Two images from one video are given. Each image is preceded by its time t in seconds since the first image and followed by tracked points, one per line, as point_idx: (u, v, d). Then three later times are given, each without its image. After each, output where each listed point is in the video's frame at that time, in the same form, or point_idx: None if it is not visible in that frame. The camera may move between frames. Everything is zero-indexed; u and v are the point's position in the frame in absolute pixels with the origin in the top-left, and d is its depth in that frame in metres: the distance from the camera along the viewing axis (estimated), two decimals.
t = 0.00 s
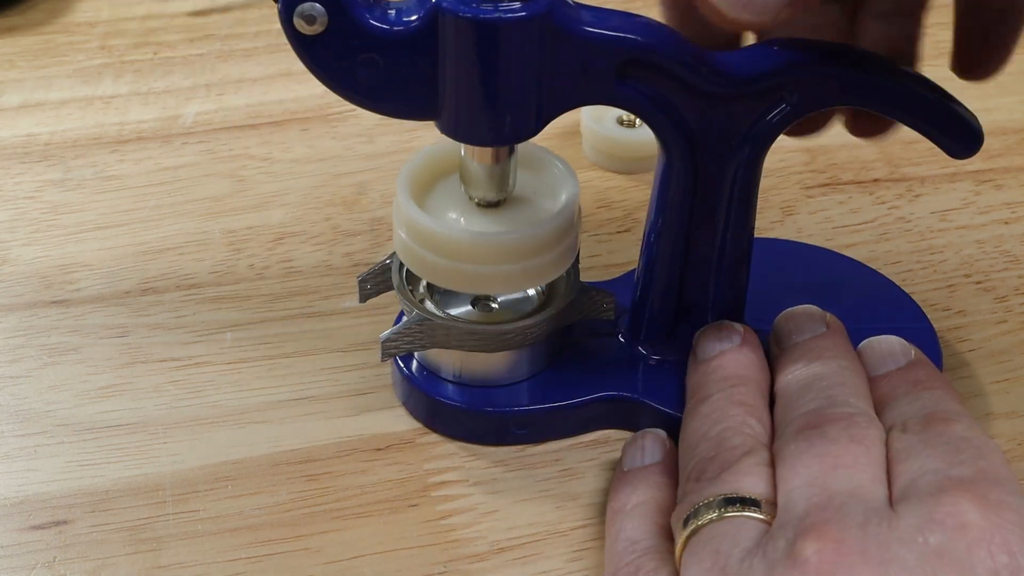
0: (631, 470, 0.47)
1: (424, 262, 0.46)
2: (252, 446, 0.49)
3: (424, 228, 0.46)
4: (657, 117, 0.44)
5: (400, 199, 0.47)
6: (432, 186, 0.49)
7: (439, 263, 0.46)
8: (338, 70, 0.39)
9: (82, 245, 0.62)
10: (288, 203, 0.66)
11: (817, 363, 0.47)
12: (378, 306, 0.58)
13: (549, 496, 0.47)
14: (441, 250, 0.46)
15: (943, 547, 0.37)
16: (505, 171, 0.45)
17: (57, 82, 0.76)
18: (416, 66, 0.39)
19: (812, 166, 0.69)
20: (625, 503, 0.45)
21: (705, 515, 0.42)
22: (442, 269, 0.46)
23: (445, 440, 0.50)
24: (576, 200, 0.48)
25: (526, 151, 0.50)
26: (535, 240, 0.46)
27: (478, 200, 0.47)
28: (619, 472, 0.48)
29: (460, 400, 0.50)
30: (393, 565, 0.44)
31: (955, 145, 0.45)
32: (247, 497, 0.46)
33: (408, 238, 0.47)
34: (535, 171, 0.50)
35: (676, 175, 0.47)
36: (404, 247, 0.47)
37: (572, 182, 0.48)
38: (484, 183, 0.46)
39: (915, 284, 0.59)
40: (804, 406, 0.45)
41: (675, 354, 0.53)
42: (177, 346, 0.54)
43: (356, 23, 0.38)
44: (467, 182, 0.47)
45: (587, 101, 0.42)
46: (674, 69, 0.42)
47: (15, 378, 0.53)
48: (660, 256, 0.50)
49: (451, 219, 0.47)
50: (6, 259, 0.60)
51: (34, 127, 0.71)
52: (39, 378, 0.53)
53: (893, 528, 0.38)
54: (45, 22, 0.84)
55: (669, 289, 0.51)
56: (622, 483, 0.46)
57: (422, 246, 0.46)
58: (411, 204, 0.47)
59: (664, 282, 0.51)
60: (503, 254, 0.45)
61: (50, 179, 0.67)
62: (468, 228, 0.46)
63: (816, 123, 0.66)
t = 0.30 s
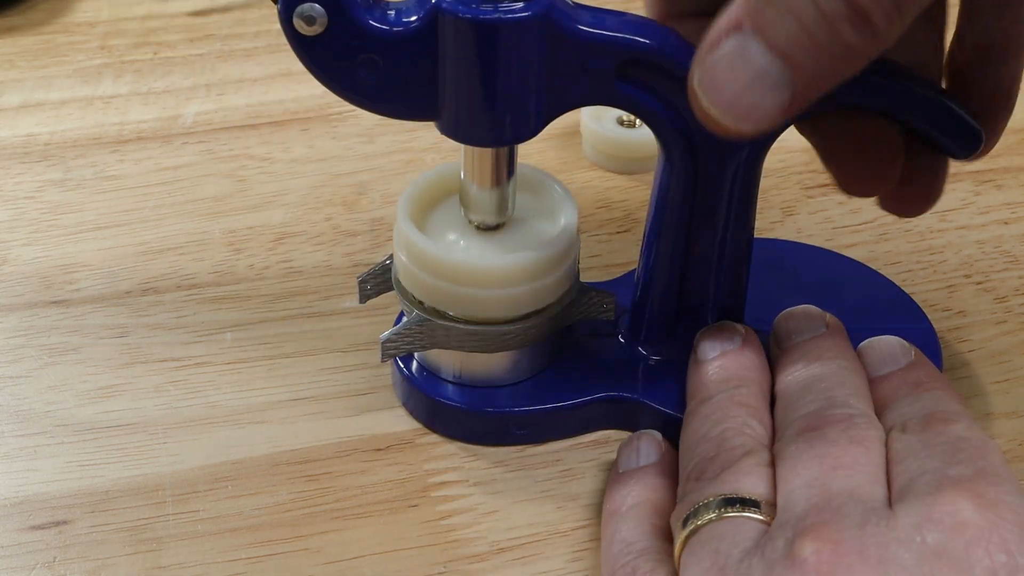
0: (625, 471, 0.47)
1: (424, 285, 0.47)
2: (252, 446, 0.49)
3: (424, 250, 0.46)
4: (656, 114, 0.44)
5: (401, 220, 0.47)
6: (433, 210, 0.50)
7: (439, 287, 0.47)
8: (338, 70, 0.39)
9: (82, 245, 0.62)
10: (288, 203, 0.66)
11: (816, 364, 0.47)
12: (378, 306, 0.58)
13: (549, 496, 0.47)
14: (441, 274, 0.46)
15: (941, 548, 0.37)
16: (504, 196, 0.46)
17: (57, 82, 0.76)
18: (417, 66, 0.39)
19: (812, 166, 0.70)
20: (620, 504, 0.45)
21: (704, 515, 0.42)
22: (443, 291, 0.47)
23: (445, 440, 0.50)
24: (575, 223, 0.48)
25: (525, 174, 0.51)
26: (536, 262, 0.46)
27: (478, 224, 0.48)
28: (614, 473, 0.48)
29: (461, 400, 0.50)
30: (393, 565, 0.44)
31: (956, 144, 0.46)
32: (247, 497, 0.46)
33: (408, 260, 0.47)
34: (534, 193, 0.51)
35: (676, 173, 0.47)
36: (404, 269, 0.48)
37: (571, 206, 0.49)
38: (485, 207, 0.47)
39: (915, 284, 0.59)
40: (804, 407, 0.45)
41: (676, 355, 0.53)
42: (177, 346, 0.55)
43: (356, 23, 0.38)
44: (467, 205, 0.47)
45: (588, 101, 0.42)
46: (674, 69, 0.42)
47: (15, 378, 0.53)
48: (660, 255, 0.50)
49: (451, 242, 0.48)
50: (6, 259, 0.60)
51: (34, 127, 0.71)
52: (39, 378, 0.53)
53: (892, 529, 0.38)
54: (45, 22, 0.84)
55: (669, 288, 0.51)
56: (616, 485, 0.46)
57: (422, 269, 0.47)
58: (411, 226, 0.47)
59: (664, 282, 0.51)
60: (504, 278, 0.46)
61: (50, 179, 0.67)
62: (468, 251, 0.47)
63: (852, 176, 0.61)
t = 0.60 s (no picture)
0: (622, 473, 0.47)
1: (424, 295, 0.47)
2: (252, 446, 0.49)
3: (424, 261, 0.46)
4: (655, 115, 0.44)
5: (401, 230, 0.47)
6: (433, 220, 0.50)
7: (439, 296, 0.47)
8: (339, 70, 0.39)
9: (82, 245, 0.62)
10: (288, 203, 0.66)
11: (817, 365, 0.47)
12: (378, 306, 0.58)
13: (549, 496, 0.47)
14: (441, 284, 0.46)
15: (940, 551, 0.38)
16: (504, 206, 0.46)
17: (57, 82, 0.76)
18: (417, 66, 0.39)
19: (812, 166, 0.70)
20: (616, 507, 0.45)
21: (703, 516, 0.42)
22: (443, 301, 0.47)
23: (444, 440, 0.50)
24: (575, 231, 0.49)
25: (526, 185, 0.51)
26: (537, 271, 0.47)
27: (478, 234, 0.48)
28: (610, 476, 0.47)
29: (460, 400, 0.50)
30: (393, 565, 0.44)
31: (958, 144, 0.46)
32: (246, 497, 0.46)
33: (409, 270, 0.47)
34: (532, 203, 0.51)
35: (676, 172, 0.47)
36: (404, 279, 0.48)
37: (570, 216, 0.49)
38: (484, 217, 0.47)
39: (915, 284, 0.59)
40: (805, 409, 0.45)
41: (676, 354, 0.53)
42: (177, 346, 0.54)
43: (357, 24, 0.38)
44: (466, 216, 0.47)
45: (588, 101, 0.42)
46: (673, 68, 0.42)
47: (15, 378, 0.53)
48: (660, 254, 0.50)
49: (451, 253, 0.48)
50: (6, 259, 0.60)
51: (34, 127, 0.71)
52: (39, 378, 0.53)
53: (891, 532, 0.38)
54: (45, 22, 0.84)
55: (669, 287, 0.51)
56: (613, 486, 0.46)
57: (422, 279, 0.47)
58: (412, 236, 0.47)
59: (664, 281, 0.51)
60: (504, 285, 0.46)
61: (50, 179, 0.67)
62: (468, 261, 0.47)
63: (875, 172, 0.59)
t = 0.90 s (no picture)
0: (620, 474, 0.47)
1: (425, 295, 0.47)
2: (253, 446, 0.49)
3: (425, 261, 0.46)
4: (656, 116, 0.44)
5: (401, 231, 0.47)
6: (432, 220, 0.50)
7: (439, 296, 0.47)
8: (338, 70, 0.39)
9: (82, 245, 0.62)
10: (287, 203, 0.66)
11: (817, 365, 0.47)
12: (378, 306, 0.58)
13: (549, 496, 0.47)
14: (441, 284, 0.46)
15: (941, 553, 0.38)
16: (504, 207, 0.46)
17: (57, 82, 0.76)
18: (417, 66, 0.39)
19: (812, 166, 0.70)
20: (615, 508, 0.45)
21: (704, 517, 0.42)
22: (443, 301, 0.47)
23: (444, 441, 0.50)
24: (575, 229, 0.49)
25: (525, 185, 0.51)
26: (539, 268, 0.47)
27: (478, 234, 0.48)
28: (609, 477, 0.47)
29: (460, 400, 0.50)
30: (393, 565, 0.44)
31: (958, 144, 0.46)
32: (246, 497, 0.46)
33: (409, 271, 0.47)
34: (533, 203, 0.51)
35: (676, 173, 0.47)
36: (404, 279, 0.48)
37: (570, 216, 0.49)
38: (484, 218, 0.47)
39: (915, 284, 0.59)
40: (805, 410, 0.45)
41: (676, 354, 0.53)
42: (177, 346, 0.55)
43: (356, 24, 0.38)
44: (466, 216, 0.47)
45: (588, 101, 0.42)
46: (673, 69, 0.42)
47: (15, 378, 0.53)
48: (660, 254, 0.50)
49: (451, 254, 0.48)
50: (5, 259, 0.60)
51: (34, 127, 0.71)
52: (39, 378, 0.53)
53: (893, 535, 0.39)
54: (45, 22, 0.84)
55: (669, 287, 0.51)
56: (612, 487, 0.46)
57: (422, 279, 0.47)
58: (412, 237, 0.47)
59: (663, 282, 0.51)
60: (505, 284, 0.46)
61: (50, 179, 0.67)
62: (468, 262, 0.47)
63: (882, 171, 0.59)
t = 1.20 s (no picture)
0: (620, 475, 0.47)
1: (425, 294, 0.47)
2: (253, 446, 0.49)
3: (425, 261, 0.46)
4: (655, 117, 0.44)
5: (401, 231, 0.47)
6: (432, 219, 0.50)
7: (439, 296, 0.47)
8: (338, 70, 0.39)
9: (82, 245, 0.61)
10: (288, 203, 0.66)
11: (817, 365, 0.47)
12: (378, 306, 0.58)
13: (549, 496, 0.47)
14: (441, 284, 0.46)
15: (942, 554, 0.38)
16: (504, 206, 0.46)
17: (57, 82, 0.76)
18: (417, 67, 0.39)
19: (812, 166, 0.70)
20: (614, 509, 0.45)
21: (704, 518, 0.42)
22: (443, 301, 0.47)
23: (443, 441, 0.50)
24: (575, 229, 0.49)
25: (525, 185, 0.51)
26: (539, 268, 0.47)
27: (478, 234, 0.48)
28: (608, 478, 0.47)
29: (460, 400, 0.49)
30: (393, 565, 0.44)
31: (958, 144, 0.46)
32: (247, 497, 0.46)
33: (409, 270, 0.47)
34: (533, 203, 0.51)
35: (676, 173, 0.47)
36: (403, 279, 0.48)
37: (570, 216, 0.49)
38: (484, 217, 0.47)
39: (915, 284, 0.59)
40: (806, 410, 0.45)
41: (675, 354, 0.53)
42: (177, 346, 0.54)
43: (356, 23, 0.38)
44: (466, 215, 0.47)
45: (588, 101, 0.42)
46: (672, 69, 0.42)
47: (15, 378, 0.53)
48: (660, 255, 0.50)
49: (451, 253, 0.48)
50: (5, 259, 0.60)
51: (34, 127, 0.71)
52: (39, 378, 0.53)
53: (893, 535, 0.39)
54: (45, 21, 0.84)
55: (669, 287, 0.51)
56: (611, 488, 0.46)
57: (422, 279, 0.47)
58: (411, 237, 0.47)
59: (663, 282, 0.51)
60: (506, 284, 0.46)
61: (50, 179, 0.67)
62: (468, 261, 0.47)
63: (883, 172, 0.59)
